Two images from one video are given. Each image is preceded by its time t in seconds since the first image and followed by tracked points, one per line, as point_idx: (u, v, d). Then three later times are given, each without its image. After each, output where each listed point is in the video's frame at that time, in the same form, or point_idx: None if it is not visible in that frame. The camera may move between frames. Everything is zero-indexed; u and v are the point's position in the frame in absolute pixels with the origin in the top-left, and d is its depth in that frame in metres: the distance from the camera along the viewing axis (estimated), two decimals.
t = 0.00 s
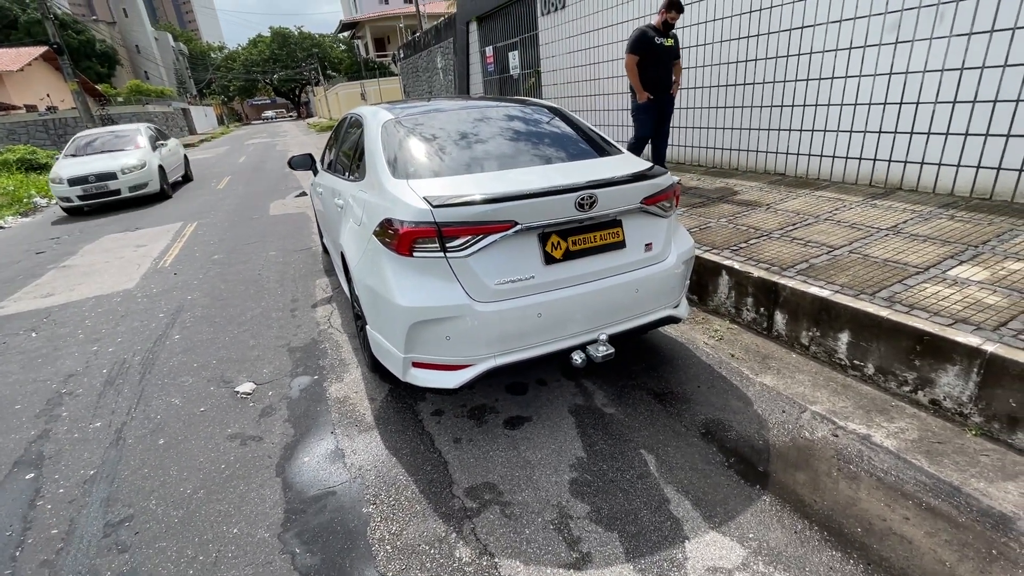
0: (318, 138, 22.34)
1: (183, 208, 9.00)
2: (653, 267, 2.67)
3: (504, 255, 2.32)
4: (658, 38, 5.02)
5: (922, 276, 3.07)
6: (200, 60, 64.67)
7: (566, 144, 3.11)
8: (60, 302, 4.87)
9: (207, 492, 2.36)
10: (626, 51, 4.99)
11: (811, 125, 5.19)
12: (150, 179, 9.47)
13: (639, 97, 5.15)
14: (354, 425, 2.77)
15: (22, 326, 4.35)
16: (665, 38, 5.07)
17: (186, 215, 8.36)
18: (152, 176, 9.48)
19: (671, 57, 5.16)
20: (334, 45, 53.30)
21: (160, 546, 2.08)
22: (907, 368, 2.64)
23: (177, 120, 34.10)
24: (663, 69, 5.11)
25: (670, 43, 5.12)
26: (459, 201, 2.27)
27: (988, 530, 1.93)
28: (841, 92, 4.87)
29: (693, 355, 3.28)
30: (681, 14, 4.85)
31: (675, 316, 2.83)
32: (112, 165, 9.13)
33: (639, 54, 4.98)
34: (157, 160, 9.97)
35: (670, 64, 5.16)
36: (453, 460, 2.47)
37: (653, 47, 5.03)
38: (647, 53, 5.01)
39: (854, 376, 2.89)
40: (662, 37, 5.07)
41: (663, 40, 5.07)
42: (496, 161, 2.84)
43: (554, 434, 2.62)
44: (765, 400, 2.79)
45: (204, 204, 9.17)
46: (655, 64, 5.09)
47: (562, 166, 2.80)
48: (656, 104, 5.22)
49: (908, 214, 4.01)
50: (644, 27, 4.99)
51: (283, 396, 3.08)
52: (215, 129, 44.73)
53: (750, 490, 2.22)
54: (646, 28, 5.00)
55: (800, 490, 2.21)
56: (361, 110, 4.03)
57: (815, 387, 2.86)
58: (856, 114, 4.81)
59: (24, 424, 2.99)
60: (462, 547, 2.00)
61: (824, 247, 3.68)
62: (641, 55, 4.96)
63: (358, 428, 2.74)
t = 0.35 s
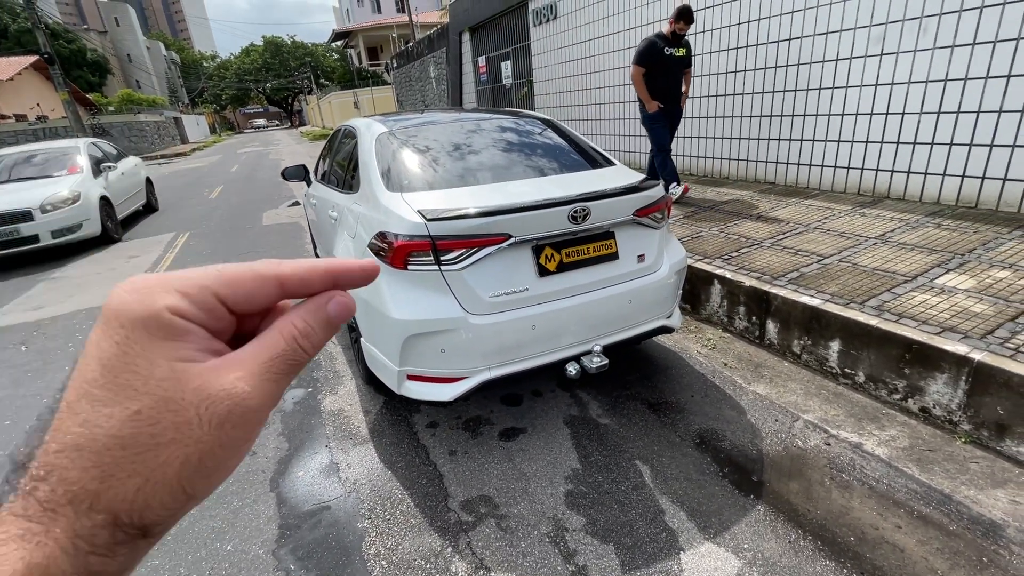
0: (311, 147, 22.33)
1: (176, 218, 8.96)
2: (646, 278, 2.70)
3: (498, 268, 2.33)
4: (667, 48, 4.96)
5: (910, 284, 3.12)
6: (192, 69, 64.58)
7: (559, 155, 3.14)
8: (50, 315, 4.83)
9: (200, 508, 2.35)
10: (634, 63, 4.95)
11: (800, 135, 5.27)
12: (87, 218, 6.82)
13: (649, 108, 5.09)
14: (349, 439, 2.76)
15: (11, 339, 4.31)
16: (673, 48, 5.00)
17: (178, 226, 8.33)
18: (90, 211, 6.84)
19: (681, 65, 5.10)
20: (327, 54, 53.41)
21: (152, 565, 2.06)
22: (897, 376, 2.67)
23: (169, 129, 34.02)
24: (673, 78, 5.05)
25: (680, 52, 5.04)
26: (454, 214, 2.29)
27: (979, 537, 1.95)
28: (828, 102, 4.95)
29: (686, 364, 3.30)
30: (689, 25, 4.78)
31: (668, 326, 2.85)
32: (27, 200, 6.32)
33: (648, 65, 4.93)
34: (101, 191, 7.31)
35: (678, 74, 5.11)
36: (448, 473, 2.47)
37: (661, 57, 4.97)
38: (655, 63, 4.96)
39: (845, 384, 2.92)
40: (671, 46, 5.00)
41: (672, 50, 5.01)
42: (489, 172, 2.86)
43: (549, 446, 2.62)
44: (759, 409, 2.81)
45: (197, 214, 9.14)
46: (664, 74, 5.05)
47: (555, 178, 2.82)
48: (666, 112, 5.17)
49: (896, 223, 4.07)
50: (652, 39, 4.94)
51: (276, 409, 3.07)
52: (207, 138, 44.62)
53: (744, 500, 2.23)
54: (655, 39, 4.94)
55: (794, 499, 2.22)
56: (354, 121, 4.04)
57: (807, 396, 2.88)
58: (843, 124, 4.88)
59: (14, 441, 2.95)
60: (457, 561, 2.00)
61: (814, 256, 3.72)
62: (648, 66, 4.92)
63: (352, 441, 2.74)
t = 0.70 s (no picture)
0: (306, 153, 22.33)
1: (168, 224, 8.93)
2: (637, 284, 2.72)
3: (490, 275, 2.35)
4: (673, 49, 4.80)
5: (898, 290, 3.16)
6: (187, 75, 64.59)
7: (552, 163, 3.16)
8: (40, 322, 4.80)
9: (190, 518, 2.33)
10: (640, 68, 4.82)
11: (790, 141, 5.32)
12: None
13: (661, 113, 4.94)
14: (341, 447, 2.76)
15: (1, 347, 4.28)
16: (680, 48, 4.84)
17: (171, 232, 8.30)
18: None
19: (690, 64, 4.92)
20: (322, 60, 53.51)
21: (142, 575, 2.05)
22: (885, 381, 2.70)
23: (163, 134, 33.94)
24: (682, 80, 4.88)
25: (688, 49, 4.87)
26: (446, 222, 2.30)
27: (966, 541, 1.97)
28: (817, 110, 5.00)
29: (678, 370, 3.32)
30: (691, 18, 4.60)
31: (660, 332, 2.87)
32: None
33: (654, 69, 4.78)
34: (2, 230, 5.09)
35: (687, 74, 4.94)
36: (440, 480, 2.47)
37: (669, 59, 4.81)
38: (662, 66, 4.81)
39: (835, 390, 2.94)
40: (678, 47, 4.84)
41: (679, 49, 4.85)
42: (482, 180, 2.87)
43: (542, 452, 2.63)
44: (749, 414, 2.83)
45: (190, 220, 9.11)
46: (674, 76, 4.87)
47: (547, 185, 2.84)
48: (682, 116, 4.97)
49: (884, 229, 4.11)
50: (657, 42, 4.78)
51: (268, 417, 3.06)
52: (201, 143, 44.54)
53: (734, 506, 2.23)
54: (659, 41, 4.80)
55: (784, 504, 2.23)
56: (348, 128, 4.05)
57: (797, 401, 2.90)
58: (833, 131, 4.93)
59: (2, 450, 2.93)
60: (449, 569, 2.00)
61: (804, 262, 3.76)
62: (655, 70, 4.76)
63: (344, 449, 2.74)
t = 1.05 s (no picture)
0: (305, 155, 22.34)
1: (166, 225, 8.91)
2: (636, 285, 2.70)
3: (488, 276, 2.33)
4: (691, 50, 4.52)
5: (898, 292, 3.15)
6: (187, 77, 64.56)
7: (551, 164, 3.15)
8: (37, 322, 4.78)
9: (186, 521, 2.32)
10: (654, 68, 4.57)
11: (789, 143, 5.32)
12: None
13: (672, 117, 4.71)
14: (338, 448, 2.74)
15: None
16: (699, 48, 4.55)
17: (169, 232, 8.29)
18: None
19: (709, 67, 4.63)
20: (322, 62, 53.56)
21: None
22: (885, 384, 2.69)
23: (162, 136, 33.95)
24: (698, 84, 4.61)
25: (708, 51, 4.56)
26: (443, 222, 2.29)
27: (967, 545, 1.95)
28: (816, 112, 5.00)
29: (676, 372, 3.31)
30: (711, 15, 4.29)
31: (659, 334, 2.86)
32: None
33: (669, 70, 4.51)
34: None
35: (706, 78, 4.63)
36: (437, 482, 2.46)
37: (686, 59, 4.53)
38: (677, 68, 4.55)
39: (835, 392, 2.93)
40: (697, 47, 4.55)
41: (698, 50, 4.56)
42: (481, 181, 2.87)
43: (539, 455, 2.62)
44: (748, 416, 2.82)
45: (188, 221, 9.09)
46: (690, 79, 4.58)
47: (546, 186, 2.83)
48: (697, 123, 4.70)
49: (883, 231, 4.11)
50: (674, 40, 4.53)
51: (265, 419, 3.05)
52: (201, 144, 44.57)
53: (733, 509, 2.22)
54: (678, 39, 4.52)
55: (783, 506, 2.22)
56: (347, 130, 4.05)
57: (796, 403, 2.89)
58: (831, 133, 4.93)
59: None
60: (445, 572, 1.98)
61: (804, 264, 3.75)
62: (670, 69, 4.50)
63: (341, 451, 2.72)
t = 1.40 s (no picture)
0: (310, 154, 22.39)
1: (172, 224, 8.95)
2: (641, 286, 2.69)
3: (492, 275, 2.33)
4: (732, 42, 4.29)
5: (905, 294, 3.12)
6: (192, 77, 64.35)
7: (556, 164, 3.14)
8: (43, 319, 4.81)
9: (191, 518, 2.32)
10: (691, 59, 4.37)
11: (795, 144, 5.30)
12: None
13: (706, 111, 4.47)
14: (342, 447, 2.74)
15: (4, 345, 4.28)
16: (741, 42, 4.31)
17: (174, 231, 8.32)
18: None
19: (750, 63, 4.37)
20: (327, 62, 53.68)
21: None
22: (892, 387, 2.67)
23: (168, 134, 34.15)
24: (734, 78, 4.36)
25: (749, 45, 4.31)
26: (448, 222, 2.29)
27: (975, 550, 1.93)
28: (823, 112, 4.98)
29: (681, 373, 3.29)
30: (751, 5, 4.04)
31: (664, 335, 2.84)
32: None
33: (706, 62, 4.29)
34: None
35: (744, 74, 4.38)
36: (441, 482, 2.45)
37: (725, 53, 4.31)
38: (714, 60, 4.33)
39: (841, 395, 2.91)
40: (737, 40, 4.32)
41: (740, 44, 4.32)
42: (486, 180, 2.86)
43: (544, 455, 2.61)
44: (754, 418, 2.80)
45: (193, 220, 9.13)
46: (728, 73, 4.35)
47: (551, 186, 2.82)
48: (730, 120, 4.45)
49: (890, 232, 4.08)
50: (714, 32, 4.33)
51: (270, 417, 3.05)
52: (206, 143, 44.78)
53: (739, 512, 2.21)
54: (717, 30, 4.31)
55: (788, 509, 2.20)
56: (352, 129, 4.05)
57: (802, 405, 2.87)
58: (838, 134, 4.91)
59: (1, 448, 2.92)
60: (449, 572, 1.97)
61: (810, 265, 3.73)
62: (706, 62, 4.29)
63: (345, 449, 2.72)
